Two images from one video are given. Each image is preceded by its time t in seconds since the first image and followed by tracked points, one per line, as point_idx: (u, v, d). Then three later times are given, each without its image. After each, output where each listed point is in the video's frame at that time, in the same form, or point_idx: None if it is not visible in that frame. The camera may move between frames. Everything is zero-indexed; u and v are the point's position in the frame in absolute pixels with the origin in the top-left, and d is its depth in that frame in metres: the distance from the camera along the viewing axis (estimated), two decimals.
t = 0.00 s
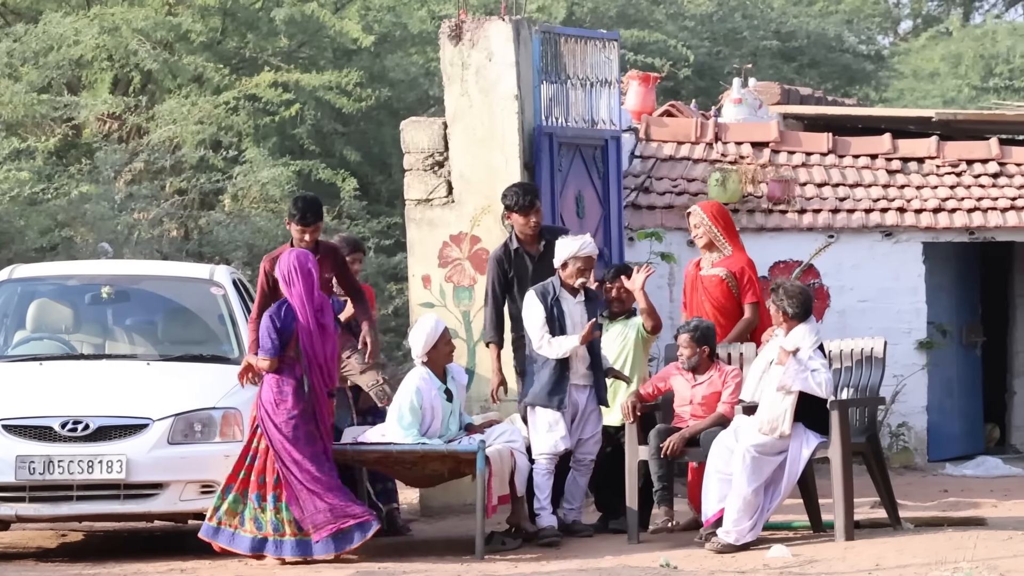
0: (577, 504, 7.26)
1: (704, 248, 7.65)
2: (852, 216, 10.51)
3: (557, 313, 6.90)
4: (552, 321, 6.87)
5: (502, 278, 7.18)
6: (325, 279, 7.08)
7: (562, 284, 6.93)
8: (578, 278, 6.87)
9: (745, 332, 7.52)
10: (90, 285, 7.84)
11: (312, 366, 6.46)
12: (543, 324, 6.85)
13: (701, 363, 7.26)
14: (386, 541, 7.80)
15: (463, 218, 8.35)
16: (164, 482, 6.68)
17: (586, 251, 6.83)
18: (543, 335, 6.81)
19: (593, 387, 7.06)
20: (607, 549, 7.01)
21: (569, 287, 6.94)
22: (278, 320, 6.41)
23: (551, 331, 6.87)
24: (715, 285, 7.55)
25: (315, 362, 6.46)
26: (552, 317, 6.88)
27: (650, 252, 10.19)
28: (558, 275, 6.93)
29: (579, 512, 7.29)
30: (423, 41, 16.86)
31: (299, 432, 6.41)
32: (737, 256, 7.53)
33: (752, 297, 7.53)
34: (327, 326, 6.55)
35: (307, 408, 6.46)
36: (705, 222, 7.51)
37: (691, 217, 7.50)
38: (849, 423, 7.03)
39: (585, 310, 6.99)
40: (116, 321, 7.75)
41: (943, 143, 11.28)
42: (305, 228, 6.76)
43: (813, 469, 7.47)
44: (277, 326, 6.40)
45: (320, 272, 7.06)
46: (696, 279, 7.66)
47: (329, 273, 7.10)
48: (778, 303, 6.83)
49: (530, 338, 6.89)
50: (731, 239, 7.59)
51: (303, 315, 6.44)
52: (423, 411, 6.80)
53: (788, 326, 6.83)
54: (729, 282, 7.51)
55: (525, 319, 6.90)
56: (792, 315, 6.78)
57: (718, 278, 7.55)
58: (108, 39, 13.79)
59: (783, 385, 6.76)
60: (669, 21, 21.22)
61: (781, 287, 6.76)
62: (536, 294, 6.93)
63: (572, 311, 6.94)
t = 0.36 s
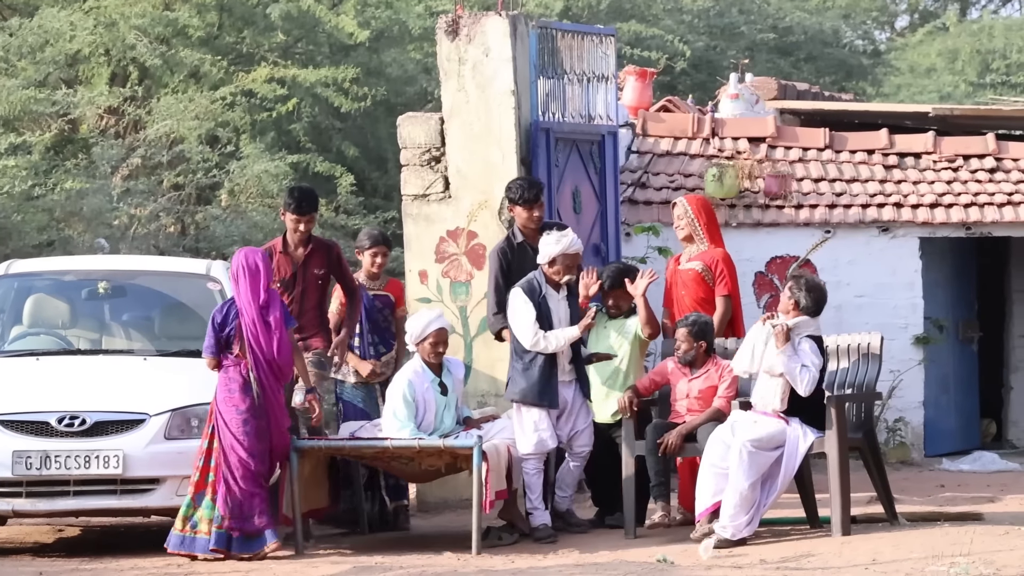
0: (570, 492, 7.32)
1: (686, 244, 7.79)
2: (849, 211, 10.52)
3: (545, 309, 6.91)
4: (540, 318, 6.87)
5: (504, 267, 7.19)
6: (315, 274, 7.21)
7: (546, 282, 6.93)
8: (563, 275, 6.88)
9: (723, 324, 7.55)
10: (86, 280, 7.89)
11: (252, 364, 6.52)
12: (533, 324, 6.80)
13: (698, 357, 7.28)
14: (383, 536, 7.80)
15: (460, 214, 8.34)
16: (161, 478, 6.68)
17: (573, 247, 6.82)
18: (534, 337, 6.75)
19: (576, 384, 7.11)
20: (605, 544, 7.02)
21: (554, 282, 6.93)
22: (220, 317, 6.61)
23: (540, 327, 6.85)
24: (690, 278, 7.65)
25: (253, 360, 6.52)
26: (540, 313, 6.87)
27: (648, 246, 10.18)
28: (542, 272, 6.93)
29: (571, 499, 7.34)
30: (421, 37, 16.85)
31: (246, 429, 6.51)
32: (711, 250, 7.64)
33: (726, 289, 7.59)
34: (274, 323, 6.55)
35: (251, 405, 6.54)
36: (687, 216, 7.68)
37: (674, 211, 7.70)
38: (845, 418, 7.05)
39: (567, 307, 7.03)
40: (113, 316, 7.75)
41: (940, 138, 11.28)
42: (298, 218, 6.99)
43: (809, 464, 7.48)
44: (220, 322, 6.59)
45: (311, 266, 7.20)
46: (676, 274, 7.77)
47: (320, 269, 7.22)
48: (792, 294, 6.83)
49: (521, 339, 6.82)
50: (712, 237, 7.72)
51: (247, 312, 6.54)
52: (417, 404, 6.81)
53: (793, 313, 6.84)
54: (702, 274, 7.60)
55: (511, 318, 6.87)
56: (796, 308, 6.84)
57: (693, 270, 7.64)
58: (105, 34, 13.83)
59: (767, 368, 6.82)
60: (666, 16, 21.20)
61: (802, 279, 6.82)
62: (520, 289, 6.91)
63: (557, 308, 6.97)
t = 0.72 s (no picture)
0: (564, 497, 7.09)
1: (692, 239, 7.73)
2: (849, 206, 10.51)
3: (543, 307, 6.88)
4: (540, 313, 6.86)
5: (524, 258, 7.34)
6: (324, 280, 7.05)
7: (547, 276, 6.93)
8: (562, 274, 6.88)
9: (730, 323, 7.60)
10: (86, 275, 7.95)
11: (201, 358, 6.56)
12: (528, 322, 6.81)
13: (699, 352, 7.27)
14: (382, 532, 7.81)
15: (459, 209, 8.33)
16: (160, 473, 6.72)
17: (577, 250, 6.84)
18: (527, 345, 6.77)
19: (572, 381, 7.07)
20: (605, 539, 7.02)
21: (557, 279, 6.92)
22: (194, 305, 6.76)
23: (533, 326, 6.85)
24: (700, 274, 7.62)
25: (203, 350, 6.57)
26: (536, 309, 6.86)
27: (647, 241, 10.22)
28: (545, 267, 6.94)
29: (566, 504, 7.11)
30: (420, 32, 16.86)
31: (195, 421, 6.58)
32: (721, 247, 7.63)
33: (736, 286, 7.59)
34: (223, 316, 6.51)
35: (202, 395, 6.58)
36: (700, 212, 7.59)
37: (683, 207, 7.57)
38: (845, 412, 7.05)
39: (570, 303, 7.02)
40: (112, 311, 7.80)
41: (939, 133, 11.29)
42: (308, 230, 6.83)
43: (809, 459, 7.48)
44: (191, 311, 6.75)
45: (318, 272, 7.04)
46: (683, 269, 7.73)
47: (328, 274, 7.06)
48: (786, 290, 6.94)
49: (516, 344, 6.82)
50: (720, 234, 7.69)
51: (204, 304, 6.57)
52: (415, 397, 6.81)
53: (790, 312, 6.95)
54: (713, 270, 7.58)
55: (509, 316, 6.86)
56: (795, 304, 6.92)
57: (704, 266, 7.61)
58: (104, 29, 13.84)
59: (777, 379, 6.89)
60: (666, 10, 21.19)
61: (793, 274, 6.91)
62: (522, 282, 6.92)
63: (559, 304, 6.96)
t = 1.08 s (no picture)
0: (564, 493, 7.11)
1: (709, 233, 7.70)
2: (850, 201, 10.50)
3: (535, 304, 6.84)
4: (531, 310, 6.82)
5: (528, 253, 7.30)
6: (337, 284, 7.09)
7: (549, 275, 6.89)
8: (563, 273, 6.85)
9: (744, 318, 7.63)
10: (87, 270, 7.95)
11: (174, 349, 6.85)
12: (508, 320, 6.81)
13: (703, 347, 7.28)
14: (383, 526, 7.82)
15: (460, 203, 8.33)
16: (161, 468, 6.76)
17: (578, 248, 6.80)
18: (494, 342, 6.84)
19: (569, 381, 7.00)
20: (605, 533, 7.03)
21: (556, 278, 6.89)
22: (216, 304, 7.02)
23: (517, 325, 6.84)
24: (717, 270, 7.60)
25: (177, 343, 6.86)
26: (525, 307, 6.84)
27: (646, 235, 10.16)
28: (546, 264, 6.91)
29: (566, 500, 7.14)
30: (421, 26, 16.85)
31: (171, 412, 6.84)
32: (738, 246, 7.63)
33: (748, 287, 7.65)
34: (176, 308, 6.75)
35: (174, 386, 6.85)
36: (721, 208, 7.59)
37: (710, 200, 7.59)
38: (846, 406, 7.05)
39: (568, 301, 6.97)
40: (114, 305, 7.85)
41: (940, 128, 11.29)
42: (336, 235, 6.82)
43: (809, 454, 7.49)
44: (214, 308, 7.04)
45: (334, 275, 7.07)
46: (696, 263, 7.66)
47: (343, 280, 7.09)
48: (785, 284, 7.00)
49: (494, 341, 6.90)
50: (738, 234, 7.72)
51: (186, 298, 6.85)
52: (416, 388, 6.83)
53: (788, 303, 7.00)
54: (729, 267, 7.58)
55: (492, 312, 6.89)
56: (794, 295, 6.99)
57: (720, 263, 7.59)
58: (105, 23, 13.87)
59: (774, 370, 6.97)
60: (667, 4, 21.19)
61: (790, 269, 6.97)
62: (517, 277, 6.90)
63: (555, 302, 6.93)
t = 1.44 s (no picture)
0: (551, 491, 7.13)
1: (716, 232, 7.81)
2: (852, 197, 10.51)
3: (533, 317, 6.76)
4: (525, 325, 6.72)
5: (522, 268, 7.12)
6: (331, 290, 7.08)
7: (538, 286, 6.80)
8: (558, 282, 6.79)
9: (750, 315, 7.55)
10: (88, 267, 7.96)
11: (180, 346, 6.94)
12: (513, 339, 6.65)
13: (705, 345, 7.27)
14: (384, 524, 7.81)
15: (461, 201, 8.32)
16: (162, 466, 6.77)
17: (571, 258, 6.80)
18: (500, 362, 6.65)
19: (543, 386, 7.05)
20: (606, 532, 7.02)
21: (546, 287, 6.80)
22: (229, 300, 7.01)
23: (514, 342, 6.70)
24: (721, 267, 7.67)
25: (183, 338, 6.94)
26: (525, 322, 6.72)
27: (648, 235, 10.18)
28: (535, 272, 6.82)
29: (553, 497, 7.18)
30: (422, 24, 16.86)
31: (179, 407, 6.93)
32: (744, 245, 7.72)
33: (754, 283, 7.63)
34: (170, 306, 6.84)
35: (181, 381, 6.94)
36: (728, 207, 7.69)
37: (718, 199, 7.70)
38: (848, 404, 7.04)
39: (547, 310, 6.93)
40: (115, 303, 7.84)
41: (942, 124, 11.27)
42: (326, 245, 6.79)
43: (810, 451, 7.48)
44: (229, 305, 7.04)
45: (328, 282, 7.05)
46: (700, 260, 7.75)
47: (337, 286, 7.08)
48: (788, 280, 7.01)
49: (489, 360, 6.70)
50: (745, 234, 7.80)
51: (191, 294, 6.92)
52: (419, 385, 6.81)
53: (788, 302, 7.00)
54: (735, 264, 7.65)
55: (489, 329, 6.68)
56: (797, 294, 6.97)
57: (725, 259, 7.66)
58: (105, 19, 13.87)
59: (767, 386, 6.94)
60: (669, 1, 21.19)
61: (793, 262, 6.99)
62: (513, 291, 6.71)
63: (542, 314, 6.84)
